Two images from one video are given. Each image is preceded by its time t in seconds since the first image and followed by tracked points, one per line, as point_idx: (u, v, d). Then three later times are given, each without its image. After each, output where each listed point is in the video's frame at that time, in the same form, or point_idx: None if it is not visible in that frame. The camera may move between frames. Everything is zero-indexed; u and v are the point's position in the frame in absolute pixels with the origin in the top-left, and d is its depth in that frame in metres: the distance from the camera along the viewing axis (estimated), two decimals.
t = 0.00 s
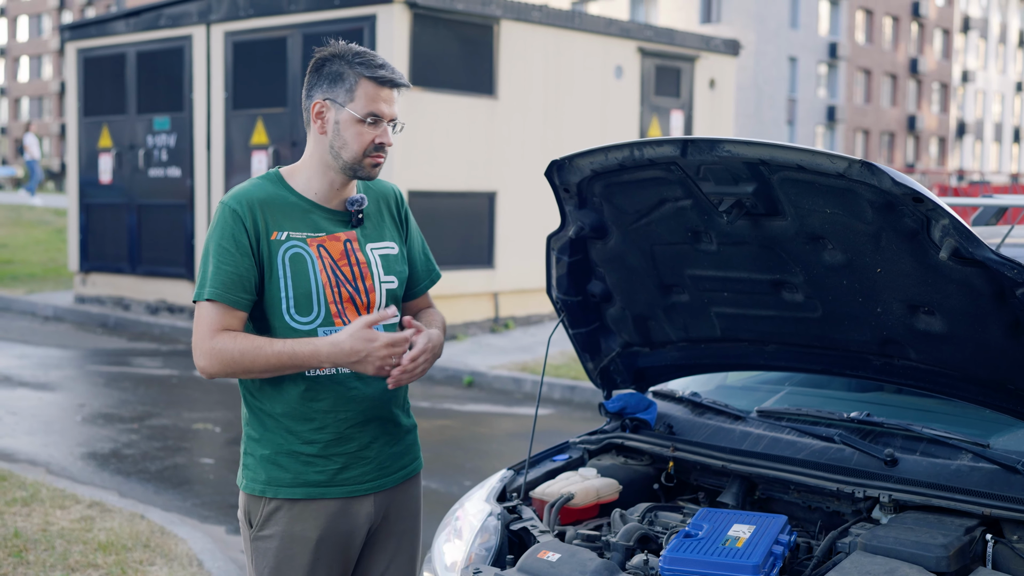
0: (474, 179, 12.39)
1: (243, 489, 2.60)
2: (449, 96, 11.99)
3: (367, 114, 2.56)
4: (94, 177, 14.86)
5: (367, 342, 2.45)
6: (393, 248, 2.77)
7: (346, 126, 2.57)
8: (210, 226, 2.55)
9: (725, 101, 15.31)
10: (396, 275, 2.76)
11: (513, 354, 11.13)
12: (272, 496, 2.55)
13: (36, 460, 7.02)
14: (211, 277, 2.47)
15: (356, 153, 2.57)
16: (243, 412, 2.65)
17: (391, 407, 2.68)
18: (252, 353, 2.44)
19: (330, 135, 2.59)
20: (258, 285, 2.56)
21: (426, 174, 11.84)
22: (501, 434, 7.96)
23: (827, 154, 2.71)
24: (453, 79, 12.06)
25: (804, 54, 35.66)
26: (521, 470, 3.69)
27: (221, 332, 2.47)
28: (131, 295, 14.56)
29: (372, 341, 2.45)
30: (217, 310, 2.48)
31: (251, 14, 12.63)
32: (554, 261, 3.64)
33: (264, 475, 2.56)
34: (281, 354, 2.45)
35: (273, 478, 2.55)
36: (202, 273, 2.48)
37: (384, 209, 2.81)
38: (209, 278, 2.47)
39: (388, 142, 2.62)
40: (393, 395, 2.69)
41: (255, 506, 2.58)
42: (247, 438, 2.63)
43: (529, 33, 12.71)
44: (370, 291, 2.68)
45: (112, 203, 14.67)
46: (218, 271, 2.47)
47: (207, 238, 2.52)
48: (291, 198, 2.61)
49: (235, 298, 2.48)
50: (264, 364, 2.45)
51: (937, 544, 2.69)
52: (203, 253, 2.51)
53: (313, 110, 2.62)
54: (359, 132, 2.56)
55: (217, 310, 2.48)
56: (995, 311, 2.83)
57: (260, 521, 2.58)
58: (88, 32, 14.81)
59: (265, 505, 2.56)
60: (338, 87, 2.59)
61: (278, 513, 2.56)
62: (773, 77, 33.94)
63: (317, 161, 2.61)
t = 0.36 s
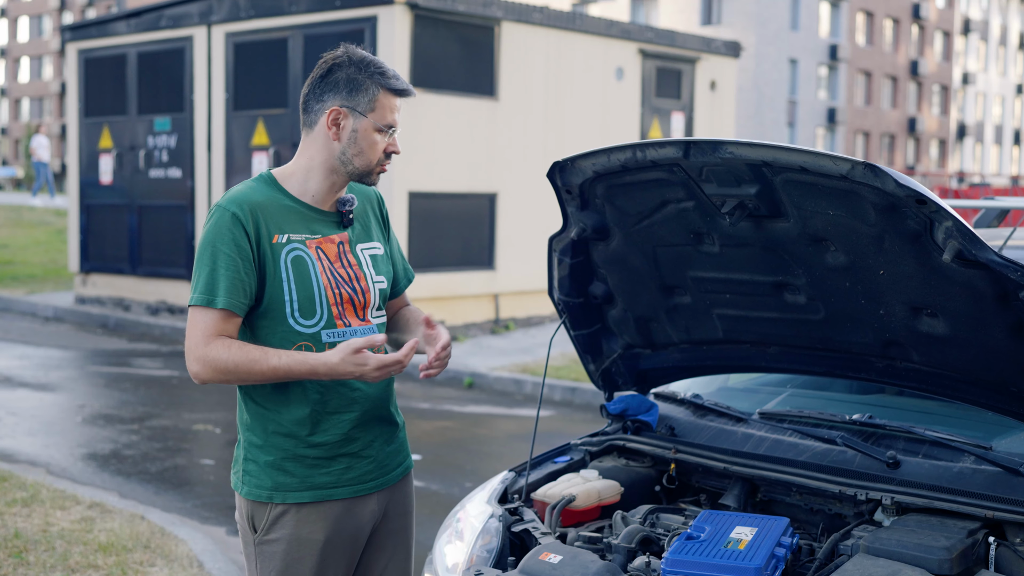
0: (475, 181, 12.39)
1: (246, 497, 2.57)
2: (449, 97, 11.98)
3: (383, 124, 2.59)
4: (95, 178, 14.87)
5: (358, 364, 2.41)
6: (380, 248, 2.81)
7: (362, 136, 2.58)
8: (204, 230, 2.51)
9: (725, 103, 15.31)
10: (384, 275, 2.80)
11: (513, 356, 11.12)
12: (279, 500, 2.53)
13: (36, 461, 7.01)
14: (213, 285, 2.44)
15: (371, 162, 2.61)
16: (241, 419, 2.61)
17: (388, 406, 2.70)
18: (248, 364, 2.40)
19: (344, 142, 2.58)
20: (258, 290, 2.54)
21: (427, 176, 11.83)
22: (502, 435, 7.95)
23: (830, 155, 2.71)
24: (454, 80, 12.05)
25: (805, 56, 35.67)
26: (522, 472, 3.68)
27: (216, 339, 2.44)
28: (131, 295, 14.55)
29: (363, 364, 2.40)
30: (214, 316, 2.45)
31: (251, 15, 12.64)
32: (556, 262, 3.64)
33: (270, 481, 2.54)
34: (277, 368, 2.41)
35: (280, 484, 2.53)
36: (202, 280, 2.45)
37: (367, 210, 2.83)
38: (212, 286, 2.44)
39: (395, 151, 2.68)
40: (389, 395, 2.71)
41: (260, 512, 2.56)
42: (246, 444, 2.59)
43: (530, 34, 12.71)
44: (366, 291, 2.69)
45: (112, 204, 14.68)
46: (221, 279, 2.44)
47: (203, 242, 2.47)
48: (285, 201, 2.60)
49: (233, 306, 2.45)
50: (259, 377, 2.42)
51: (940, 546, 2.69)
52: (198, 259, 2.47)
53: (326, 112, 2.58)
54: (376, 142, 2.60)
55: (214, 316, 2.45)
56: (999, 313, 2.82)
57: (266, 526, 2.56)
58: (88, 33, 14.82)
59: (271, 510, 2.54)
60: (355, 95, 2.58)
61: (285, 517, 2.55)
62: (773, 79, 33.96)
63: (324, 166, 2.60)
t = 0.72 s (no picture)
0: (476, 182, 12.38)
1: (242, 501, 2.54)
2: (451, 99, 11.98)
3: (346, 110, 2.56)
4: (96, 180, 14.88)
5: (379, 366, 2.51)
6: (371, 252, 2.81)
7: (325, 124, 2.56)
8: (200, 234, 2.49)
9: (726, 104, 15.30)
10: (377, 279, 2.80)
11: (515, 358, 11.11)
12: (278, 505, 2.52)
13: (37, 463, 7.00)
14: (214, 290, 2.43)
15: (338, 151, 2.56)
16: (237, 422, 2.59)
17: (384, 410, 2.71)
18: (263, 371, 2.43)
19: (311, 135, 2.58)
20: (257, 294, 2.52)
21: (429, 178, 11.82)
22: (503, 437, 7.94)
23: (832, 157, 2.70)
24: (455, 81, 12.04)
25: (806, 58, 35.66)
26: (524, 476, 3.67)
27: (219, 346, 2.43)
28: (132, 297, 14.54)
29: (384, 366, 2.51)
30: (214, 322, 2.43)
31: (253, 17, 12.63)
32: (557, 265, 3.63)
33: (268, 485, 2.52)
34: (294, 374, 2.45)
35: (278, 487, 2.52)
36: (201, 285, 2.43)
37: (357, 214, 2.83)
38: (212, 291, 2.42)
39: (372, 140, 2.61)
40: (384, 399, 2.73)
41: (257, 516, 2.54)
42: (241, 447, 2.57)
43: (531, 36, 12.70)
44: (361, 294, 2.70)
45: (113, 206, 14.68)
46: (222, 285, 2.43)
47: (201, 247, 2.45)
48: (281, 204, 2.59)
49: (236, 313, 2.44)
50: (273, 383, 2.44)
51: (943, 550, 2.68)
52: (196, 265, 2.45)
53: (296, 111, 2.60)
54: (340, 130, 2.56)
55: (214, 322, 2.43)
56: (1002, 316, 2.81)
57: (263, 531, 2.54)
58: (89, 35, 14.81)
59: (269, 514, 2.52)
60: (316, 86, 2.58)
61: (282, 520, 2.53)
62: (774, 80, 33.95)
63: (299, 163, 2.61)
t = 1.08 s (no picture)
0: (477, 184, 12.36)
1: (225, 503, 2.55)
2: (452, 100, 11.97)
3: (331, 118, 2.56)
4: (97, 181, 14.88)
5: (356, 366, 2.49)
6: (363, 254, 2.79)
7: (311, 131, 2.56)
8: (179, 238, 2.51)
9: (728, 106, 15.29)
10: (367, 281, 2.78)
11: (515, 359, 11.10)
12: (258, 506, 2.52)
13: (37, 465, 7.00)
14: (188, 292, 2.44)
15: (322, 159, 2.57)
16: (222, 424, 2.61)
17: (371, 412, 2.69)
18: (236, 372, 2.43)
19: (296, 140, 2.59)
20: (234, 297, 2.53)
21: (430, 179, 11.80)
22: (504, 439, 7.92)
23: (831, 160, 2.68)
24: (456, 83, 12.03)
25: (808, 59, 35.64)
26: (522, 478, 3.67)
27: (193, 347, 2.44)
28: (133, 299, 14.53)
29: (359, 367, 2.49)
30: (190, 324, 2.45)
31: (254, 18, 12.63)
32: (556, 267, 3.62)
33: (248, 487, 2.52)
34: (268, 375, 2.44)
35: (257, 489, 2.52)
36: (175, 287, 2.45)
37: (352, 216, 2.82)
38: (185, 293, 2.44)
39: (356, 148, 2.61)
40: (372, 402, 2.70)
41: (240, 518, 2.54)
42: (225, 449, 2.59)
43: (533, 37, 12.69)
44: (346, 296, 2.68)
45: (115, 207, 14.69)
46: (195, 286, 2.44)
47: (177, 250, 2.48)
48: (261, 205, 2.59)
49: (209, 314, 2.45)
50: (248, 384, 2.44)
51: (943, 555, 2.66)
52: (174, 267, 2.47)
53: (282, 117, 2.60)
54: (325, 137, 2.56)
55: (189, 324, 2.45)
56: (1002, 319, 2.79)
57: (245, 532, 2.54)
58: (91, 36, 14.81)
59: (250, 516, 2.53)
60: (302, 92, 2.58)
61: (264, 522, 2.52)
62: (776, 82, 33.93)
63: (282, 167, 2.61)
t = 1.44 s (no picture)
0: (482, 187, 12.36)
1: (209, 508, 2.55)
2: (457, 103, 11.96)
3: (360, 140, 2.59)
4: (103, 185, 14.92)
5: (340, 380, 2.51)
6: (351, 259, 2.80)
7: (338, 150, 2.57)
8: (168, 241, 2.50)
9: (734, 108, 15.27)
10: (355, 287, 2.79)
11: (520, 363, 11.09)
12: (243, 512, 2.52)
13: (41, 469, 7.01)
14: (175, 297, 2.43)
15: (343, 178, 2.60)
16: (206, 430, 2.61)
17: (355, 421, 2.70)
18: (218, 381, 2.43)
19: (319, 156, 2.57)
20: (222, 302, 2.53)
21: (435, 183, 11.80)
22: (508, 443, 7.91)
23: (830, 164, 2.67)
24: (461, 86, 12.03)
25: (815, 61, 35.57)
26: (522, 483, 3.65)
27: (179, 353, 2.44)
28: (138, 302, 14.56)
29: (344, 381, 2.51)
30: (177, 330, 2.45)
31: (259, 21, 12.66)
32: (556, 271, 3.61)
33: (234, 493, 2.52)
34: (251, 385, 2.46)
35: (243, 495, 2.52)
36: (163, 292, 2.44)
37: (338, 221, 2.82)
38: (172, 298, 2.43)
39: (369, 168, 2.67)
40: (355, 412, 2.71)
41: (225, 523, 2.54)
42: (210, 456, 2.58)
43: (538, 40, 12.70)
44: (333, 304, 2.70)
45: (121, 210, 14.72)
46: (183, 293, 2.44)
47: (165, 254, 2.47)
48: (252, 212, 2.59)
49: (197, 321, 2.45)
50: (232, 393, 2.45)
51: (944, 561, 2.64)
52: (161, 271, 2.47)
53: (307, 132, 2.56)
54: (351, 158, 2.59)
55: (176, 330, 2.44)
56: (1001, 323, 2.78)
57: (231, 538, 2.54)
58: (97, 40, 14.85)
59: (235, 521, 2.52)
60: (334, 110, 2.57)
61: (249, 528, 2.53)
62: (783, 84, 33.85)
63: (294, 179, 2.59)
